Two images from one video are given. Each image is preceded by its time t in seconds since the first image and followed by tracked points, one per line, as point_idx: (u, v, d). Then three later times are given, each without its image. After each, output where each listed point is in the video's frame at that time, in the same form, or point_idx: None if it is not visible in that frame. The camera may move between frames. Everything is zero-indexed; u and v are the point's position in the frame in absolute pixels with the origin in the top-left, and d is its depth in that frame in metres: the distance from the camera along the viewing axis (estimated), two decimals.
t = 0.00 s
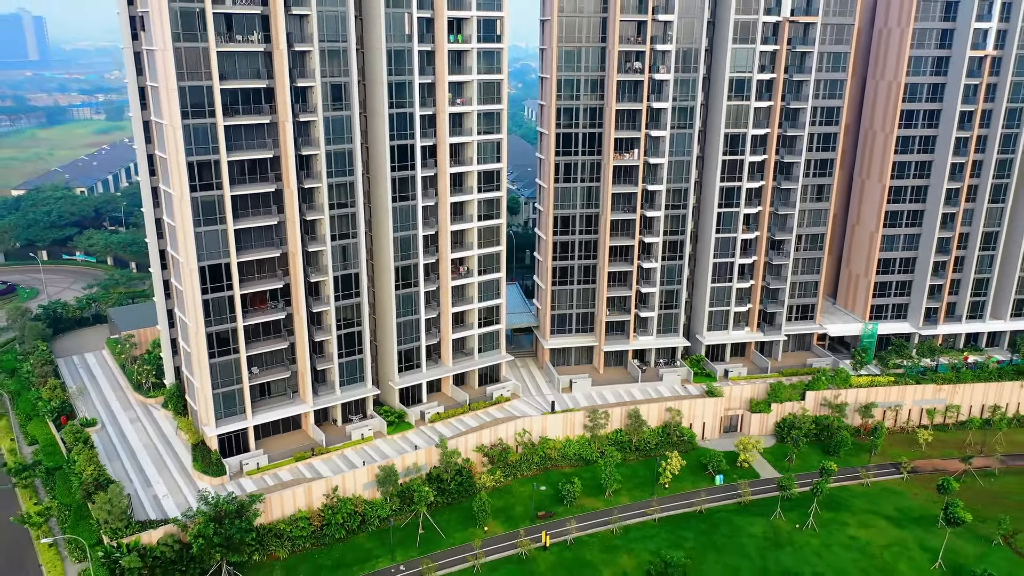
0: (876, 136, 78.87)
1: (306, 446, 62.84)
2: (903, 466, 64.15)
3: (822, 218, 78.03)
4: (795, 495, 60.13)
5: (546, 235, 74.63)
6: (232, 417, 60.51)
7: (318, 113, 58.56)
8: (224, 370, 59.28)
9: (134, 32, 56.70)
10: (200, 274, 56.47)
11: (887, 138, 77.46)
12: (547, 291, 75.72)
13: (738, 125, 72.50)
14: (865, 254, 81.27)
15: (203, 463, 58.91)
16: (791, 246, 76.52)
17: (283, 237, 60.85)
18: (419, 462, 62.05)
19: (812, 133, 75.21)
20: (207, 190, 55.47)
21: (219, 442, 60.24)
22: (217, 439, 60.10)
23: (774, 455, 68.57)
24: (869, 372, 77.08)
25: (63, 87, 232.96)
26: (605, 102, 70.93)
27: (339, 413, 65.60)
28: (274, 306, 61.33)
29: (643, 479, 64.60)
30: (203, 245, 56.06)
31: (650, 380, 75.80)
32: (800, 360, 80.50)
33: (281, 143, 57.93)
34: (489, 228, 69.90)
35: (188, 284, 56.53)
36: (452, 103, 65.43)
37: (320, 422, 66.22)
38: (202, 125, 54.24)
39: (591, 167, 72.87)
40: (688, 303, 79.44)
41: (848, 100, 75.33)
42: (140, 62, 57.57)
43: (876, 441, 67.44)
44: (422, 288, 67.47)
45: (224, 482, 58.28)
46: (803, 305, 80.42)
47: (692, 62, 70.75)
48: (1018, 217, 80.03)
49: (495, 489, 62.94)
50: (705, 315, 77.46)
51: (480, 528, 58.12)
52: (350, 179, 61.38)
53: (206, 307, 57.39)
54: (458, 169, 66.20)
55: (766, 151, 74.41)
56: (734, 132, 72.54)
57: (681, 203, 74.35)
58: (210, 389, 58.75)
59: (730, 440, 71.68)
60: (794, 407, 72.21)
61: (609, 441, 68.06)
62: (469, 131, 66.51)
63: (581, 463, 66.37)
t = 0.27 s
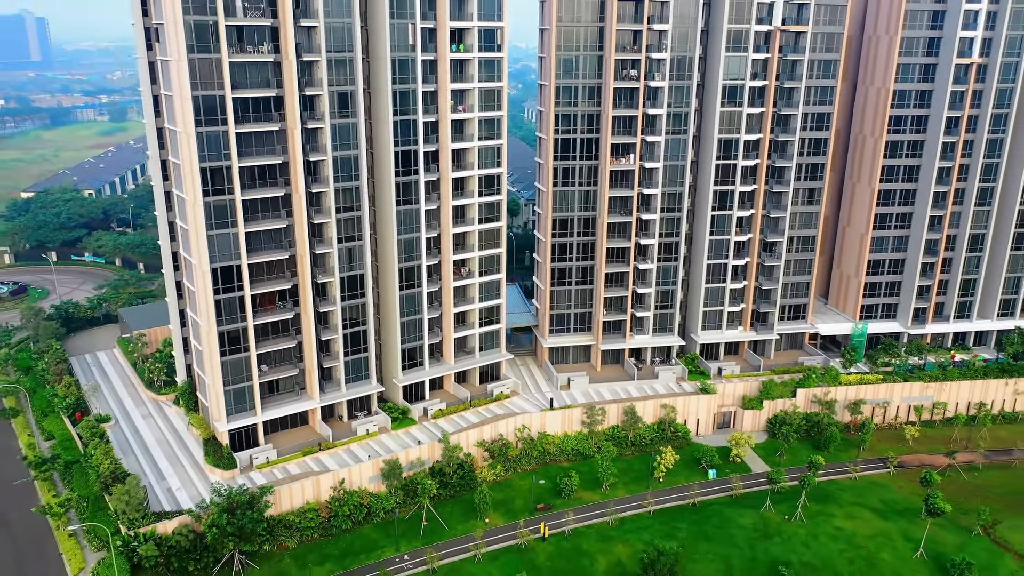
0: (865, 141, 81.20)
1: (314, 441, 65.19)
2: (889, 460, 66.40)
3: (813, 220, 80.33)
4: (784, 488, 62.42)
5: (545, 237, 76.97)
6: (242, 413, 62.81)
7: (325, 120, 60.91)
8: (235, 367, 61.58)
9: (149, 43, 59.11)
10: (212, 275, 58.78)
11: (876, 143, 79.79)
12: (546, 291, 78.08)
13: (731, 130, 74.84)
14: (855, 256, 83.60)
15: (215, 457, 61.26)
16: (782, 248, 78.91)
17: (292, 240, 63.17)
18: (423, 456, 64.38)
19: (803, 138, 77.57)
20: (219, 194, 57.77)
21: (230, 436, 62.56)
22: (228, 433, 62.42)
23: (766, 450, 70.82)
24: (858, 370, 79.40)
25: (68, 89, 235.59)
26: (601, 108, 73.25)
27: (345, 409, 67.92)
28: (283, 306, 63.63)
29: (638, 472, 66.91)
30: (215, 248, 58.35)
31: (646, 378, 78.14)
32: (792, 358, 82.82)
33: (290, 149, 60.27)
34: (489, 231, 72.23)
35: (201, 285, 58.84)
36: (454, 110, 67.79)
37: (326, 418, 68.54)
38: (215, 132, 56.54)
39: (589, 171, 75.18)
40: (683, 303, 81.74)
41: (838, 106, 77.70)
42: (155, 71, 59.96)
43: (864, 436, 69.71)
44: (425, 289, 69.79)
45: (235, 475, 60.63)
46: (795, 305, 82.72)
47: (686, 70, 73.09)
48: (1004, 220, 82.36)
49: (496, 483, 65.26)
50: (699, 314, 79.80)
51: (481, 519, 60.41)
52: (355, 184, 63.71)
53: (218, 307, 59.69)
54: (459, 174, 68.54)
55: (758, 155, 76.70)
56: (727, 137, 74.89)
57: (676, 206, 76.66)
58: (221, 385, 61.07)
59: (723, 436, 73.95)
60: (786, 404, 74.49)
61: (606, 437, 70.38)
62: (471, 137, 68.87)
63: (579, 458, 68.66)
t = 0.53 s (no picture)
0: (855, 145, 83.49)
1: (320, 436, 67.53)
2: (877, 456, 68.66)
3: (804, 223, 82.64)
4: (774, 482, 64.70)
5: (544, 239, 79.28)
6: (251, 409, 65.12)
7: (332, 127, 63.21)
8: (245, 365, 63.87)
9: (163, 52, 61.46)
10: (224, 277, 61.08)
11: (866, 147, 82.09)
12: (545, 291, 80.40)
13: (724, 135, 77.12)
14: (846, 257, 85.90)
15: (225, 451, 63.58)
16: (775, 250, 81.29)
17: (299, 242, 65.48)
18: (426, 451, 66.69)
19: (795, 143, 79.89)
20: (230, 199, 60.06)
21: (240, 432, 64.87)
22: (238, 429, 64.74)
23: (758, 445, 73.06)
24: (848, 369, 81.71)
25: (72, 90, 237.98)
26: (599, 114, 75.53)
27: (350, 406, 70.25)
28: (291, 306, 65.94)
29: (634, 467, 69.21)
30: (226, 250, 60.63)
31: (642, 376, 80.49)
32: (784, 357, 85.16)
33: (297, 155, 62.56)
34: (490, 233, 74.55)
35: (212, 285, 61.13)
36: (456, 117, 70.12)
37: (332, 414, 70.87)
38: (226, 139, 58.83)
39: (587, 175, 77.46)
40: (678, 303, 84.04)
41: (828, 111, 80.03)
42: (168, 80, 62.27)
43: (853, 432, 71.96)
44: (428, 289, 72.10)
45: (245, 469, 62.97)
46: (788, 305, 85.01)
47: (681, 77, 75.34)
48: (991, 222, 84.72)
49: (496, 477, 67.56)
50: (694, 314, 82.11)
51: (482, 512, 62.70)
52: (361, 188, 66.03)
53: (228, 307, 61.99)
54: (461, 178, 70.85)
55: (751, 159, 78.96)
56: (721, 142, 77.18)
57: (671, 209, 78.93)
58: (232, 383, 63.37)
59: (717, 432, 76.27)
60: (777, 401, 76.78)
61: (602, 432, 72.69)
62: (472, 142, 71.17)
63: (576, 453, 70.96)
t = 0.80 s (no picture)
0: (846, 150, 85.85)
1: (327, 432, 69.90)
2: (865, 451, 70.93)
3: (796, 225, 84.99)
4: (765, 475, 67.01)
5: (543, 241, 81.65)
6: (260, 405, 67.46)
7: (338, 133, 65.56)
8: (254, 363, 66.21)
9: (176, 62, 63.89)
10: (234, 278, 63.40)
11: (856, 152, 84.43)
12: (544, 292, 82.78)
13: (718, 140, 79.47)
14: (837, 258, 88.22)
15: (235, 446, 65.93)
16: (767, 251, 83.67)
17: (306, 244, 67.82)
18: (428, 446, 69.03)
19: (787, 147, 82.24)
20: (241, 203, 62.39)
21: (249, 427, 67.20)
22: (248, 425, 67.08)
23: (750, 441, 75.37)
24: (839, 367, 84.04)
25: (77, 93, 240.62)
26: (596, 120, 77.89)
27: (355, 403, 72.61)
28: (298, 306, 68.30)
29: (630, 462, 71.54)
30: (237, 252, 62.96)
31: (638, 374, 82.85)
32: (776, 355, 87.52)
33: (305, 160, 64.91)
34: (490, 235, 76.89)
35: (223, 286, 63.48)
36: (458, 123, 72.50)
37: (338, 411, 73.23)
38: (237, 145, 61.15)
39: (584, 179, 79.79)
40: (674, 303, 86.38)
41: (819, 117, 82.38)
42: (180, 88, 64.68)
43: (842, 428, 74.26)
44: (430, 290, 74.44)
45: (255, 463, 65.33)
46: (780, 305, 87.35)
47: (675, 83, 77.71)
48: (978, 224, 87.11)
49: (497, 471, 69.89)
50: (689, 314, 84.45)
51: (483, 504, 65.03)
52: (366, 192, 68.36)
53: (239, 307, 64.34)
54: (462, 182, 73.21)
55: (744, 163, 81.28)
56: (715, 147, 79.54)
57: (666, 212, 81.24)
58: (242, 380, 65.72)
59: (711, 428, 78.61)
60: (770, 398, 79.11)
61: (600, 429, 75.02)
62: (473, 148, 73.56)
63: (574, 449, 73.28)
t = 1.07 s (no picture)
0: (837, 154, 88.19)
1: (332, 428, 72.27)
2: (853, 446, 73.22)
3: (789, 227, 87.35)
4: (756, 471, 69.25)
5: (542, 243, 84.01)
6: (268, 402, 69.80)
7: (344, 140, 67.92)
8: (263, 362, 68.56)
9: (187, 71, 66.24)
10: (244, 279, 65.72)
11: (847, 157, 86.81)
12: (543, 292, 85.17)
13: (712, 145, 81.81)
14: (829, 260, 90.59)
15: (245, 442, 68.30)
16: (760, 253, 86.08)
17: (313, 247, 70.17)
18: (431, 442, 71.32)
19: (779, 152, 84.62)
20: (250, 207, 64.72)
21: (258, 424, 69.59)
22: (257, 421, 69.43)
23: (743, 437, 77.64)
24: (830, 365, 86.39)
25: (80, 95, 242.85)
26: (593, 125, 80.23)
27: (360, 400, 74.99)
28: (305, 307, 70.66)
29: (626, 457, 73.86)
30: (246, 254, 65.27)
31: (635, 372, 85.24)
32: (769, 354, 89.90)
33: (312, 165, 67.25)
34: (491, 238, 79.24)
35: (233, 287, 65.80)
36: (459, 129, 74.83)
37: (343, 408, 75.59)
38: (247, 151, 63.43)
39: (582, 183, 82.13)
40: (669, 303, 88.74)
41: (811, 122, 84.74)
42: (191, 96, 67.02)
43: (833, 425, 76.54)
44: (433, 291, 76.76)
45: (263, 458, 67.66)
46: (773, 306, 89.71)
47: (671, 90, 80.01)
48: (966, 227, 89.46)
49: (497, 466, 72.19)
50: (684, 314, 86.82)
51: (484, 498, 67.33)
52: (370, 197, 70.70)
53: (248, 307, 66.67)
54: (464, 186, 75.54)
55: (737, 168, 83.60)
56: (709, 152, 81.85)
57: (662, 215, 83.59)
58: (251, 378, 68.08)
59: (705, 425, 80.92)
60: (762, 396, 81.43)
61: (597, 425, 77.34)
62: (474, 153, 75.87)
63: (573, 445, 75.59)
